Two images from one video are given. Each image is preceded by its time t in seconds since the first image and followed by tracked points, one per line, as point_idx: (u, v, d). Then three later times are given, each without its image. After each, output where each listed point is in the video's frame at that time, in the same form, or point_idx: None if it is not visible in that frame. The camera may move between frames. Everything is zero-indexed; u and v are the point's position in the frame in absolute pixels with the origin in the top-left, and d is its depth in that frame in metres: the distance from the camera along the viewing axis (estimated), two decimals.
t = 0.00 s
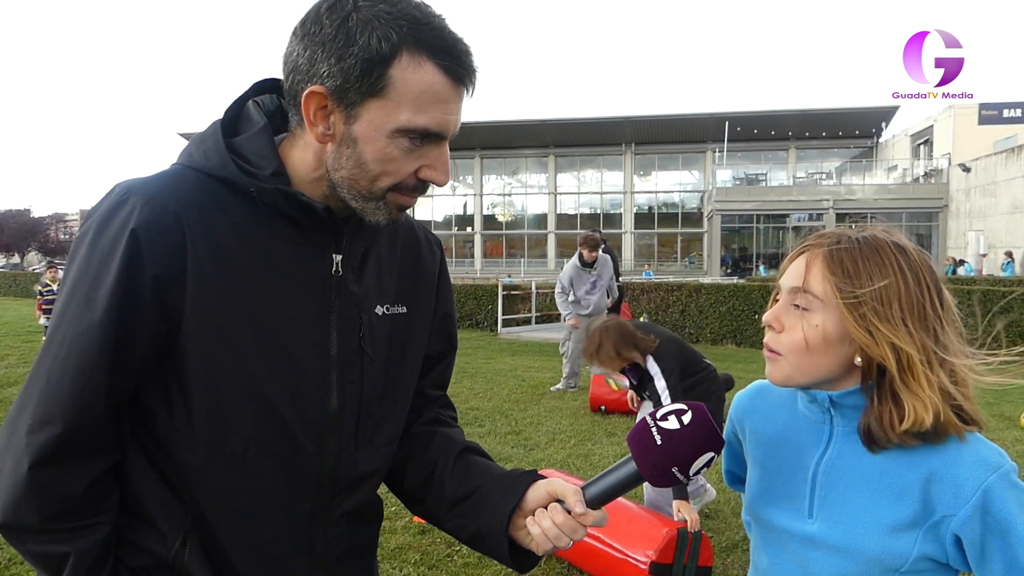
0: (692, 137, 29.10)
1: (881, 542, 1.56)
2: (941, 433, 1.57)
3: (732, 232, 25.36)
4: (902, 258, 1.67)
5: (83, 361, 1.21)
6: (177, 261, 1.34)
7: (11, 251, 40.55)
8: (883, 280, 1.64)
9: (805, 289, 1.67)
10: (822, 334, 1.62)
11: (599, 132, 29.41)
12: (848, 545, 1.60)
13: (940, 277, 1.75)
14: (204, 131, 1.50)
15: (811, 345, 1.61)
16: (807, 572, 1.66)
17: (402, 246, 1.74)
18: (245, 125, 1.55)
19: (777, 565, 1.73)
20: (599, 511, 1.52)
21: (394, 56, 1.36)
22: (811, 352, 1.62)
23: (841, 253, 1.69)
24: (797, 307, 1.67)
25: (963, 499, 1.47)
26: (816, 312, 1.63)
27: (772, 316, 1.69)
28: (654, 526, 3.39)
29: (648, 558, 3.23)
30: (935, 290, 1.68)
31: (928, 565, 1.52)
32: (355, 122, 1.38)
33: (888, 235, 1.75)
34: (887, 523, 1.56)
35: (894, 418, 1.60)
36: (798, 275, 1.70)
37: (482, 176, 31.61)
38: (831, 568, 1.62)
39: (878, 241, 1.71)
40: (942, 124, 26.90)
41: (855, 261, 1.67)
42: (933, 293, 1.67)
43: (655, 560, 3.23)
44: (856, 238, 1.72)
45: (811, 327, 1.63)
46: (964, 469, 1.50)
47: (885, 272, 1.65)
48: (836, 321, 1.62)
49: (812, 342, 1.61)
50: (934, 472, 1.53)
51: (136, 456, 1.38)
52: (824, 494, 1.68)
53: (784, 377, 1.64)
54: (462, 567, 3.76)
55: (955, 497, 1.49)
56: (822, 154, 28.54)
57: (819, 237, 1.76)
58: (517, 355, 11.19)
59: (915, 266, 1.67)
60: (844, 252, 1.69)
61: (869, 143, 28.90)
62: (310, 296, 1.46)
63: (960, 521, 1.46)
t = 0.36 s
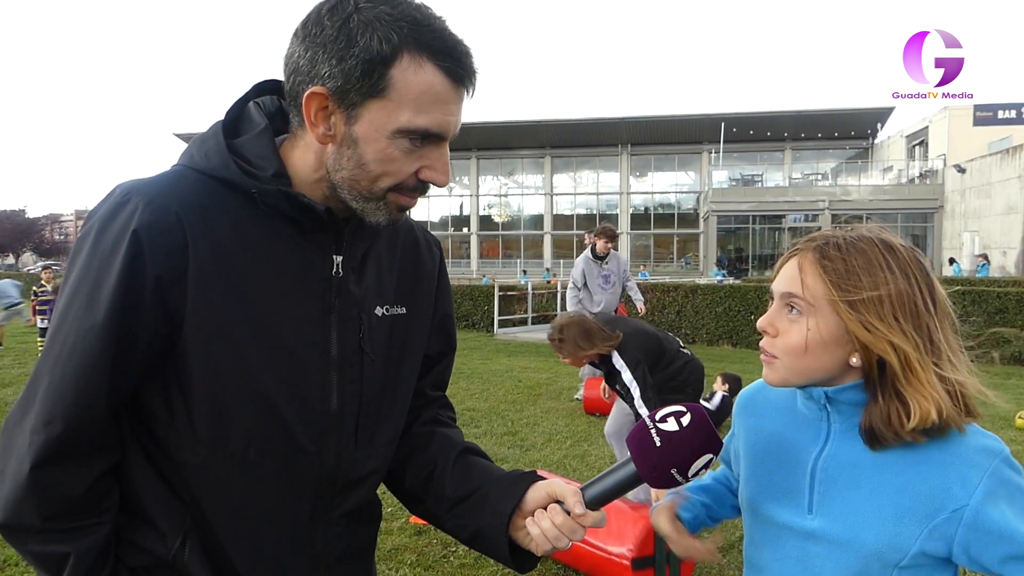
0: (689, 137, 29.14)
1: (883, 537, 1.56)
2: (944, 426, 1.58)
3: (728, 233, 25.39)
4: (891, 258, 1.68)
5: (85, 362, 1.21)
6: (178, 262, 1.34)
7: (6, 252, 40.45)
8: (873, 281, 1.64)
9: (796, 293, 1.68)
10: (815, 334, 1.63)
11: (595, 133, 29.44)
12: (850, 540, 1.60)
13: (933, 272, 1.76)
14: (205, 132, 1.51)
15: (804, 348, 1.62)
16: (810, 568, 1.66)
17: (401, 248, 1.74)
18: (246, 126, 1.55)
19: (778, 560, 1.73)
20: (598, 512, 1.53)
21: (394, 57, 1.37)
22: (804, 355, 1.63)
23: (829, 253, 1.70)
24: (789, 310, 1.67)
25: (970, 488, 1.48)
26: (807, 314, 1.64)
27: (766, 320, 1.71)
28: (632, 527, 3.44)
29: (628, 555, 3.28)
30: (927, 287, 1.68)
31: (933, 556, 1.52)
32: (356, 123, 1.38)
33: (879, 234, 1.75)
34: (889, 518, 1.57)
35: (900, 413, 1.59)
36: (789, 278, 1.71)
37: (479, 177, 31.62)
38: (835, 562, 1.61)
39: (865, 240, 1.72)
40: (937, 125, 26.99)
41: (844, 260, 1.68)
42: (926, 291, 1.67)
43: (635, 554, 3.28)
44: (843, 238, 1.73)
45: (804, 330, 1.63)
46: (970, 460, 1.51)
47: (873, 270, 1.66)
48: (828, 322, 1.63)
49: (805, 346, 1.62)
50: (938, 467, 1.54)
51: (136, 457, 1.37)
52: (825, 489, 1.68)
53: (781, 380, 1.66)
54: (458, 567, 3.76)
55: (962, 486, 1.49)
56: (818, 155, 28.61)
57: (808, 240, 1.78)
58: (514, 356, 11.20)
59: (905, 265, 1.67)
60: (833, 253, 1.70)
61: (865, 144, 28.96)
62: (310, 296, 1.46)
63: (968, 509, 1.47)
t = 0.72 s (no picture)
0: (686, 138, 29.16)
1: (875, 539, 1.57)
2: (941, 427, 1.57)
3: (725, 233, 25.41)
4: (887, 259, 1.69)
5: (84, 364, 1.21)
6: (179, 262, 1.34)
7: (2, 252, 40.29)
8: (871, 282, 1.65)
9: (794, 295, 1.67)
10: (813, 338, 1.62)
11: (593, 133, 29.45)
12: (841, 542, 1.61)
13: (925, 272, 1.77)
14: (205, 132, 1.50)
15: (805, 351, 1.62)
16: (805, 569, 1.66)
17: (400, 248, 1.74)
18: (246, 126, 1.54)
19: (773, 562, 1.74)
20: (598, 510, 1.53)
21: (396, 57, 1.37)
22: (805, 358, 1.63)
23: (828, 255, 1.70)
24: (788, 312, 1.67)
25: (957, 493, 1.49)
26: (806, 316, 1.64)
27: (763, 324, 1.70)
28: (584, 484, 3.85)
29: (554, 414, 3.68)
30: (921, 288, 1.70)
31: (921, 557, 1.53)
32: (357, 122, 1.38)
33: (872, 234, 1.76)
34: (880, 520, 1.57)
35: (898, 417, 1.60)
36: (785, 281, 1.71)
37: (476, 177, 31.60)
38: (828, 565, 1.62)
39: (859, 241, 1.72)
40: (934, 125, 27.05)
41: (840, 262, 1.68)
42: (920, 291, 1.69)
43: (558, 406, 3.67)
44: (838, 240, 1.73)
45: (804, 332, 1.63)
46: (959, 464, 1.51)
47: (869, 271, 1.67)
48: (827, 326, 1.63)
49: (805, 348, 1.62)
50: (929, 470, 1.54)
51: (137, 458, 1.37)
52: (820, 491, 1.69)
53: (781, 384, 1.65)
54: (456, 567, 3.76)
55: (950, 491, 1.50)
56: (815, 156, 28.65)
57: (802, 242, 1.78)
58: (511, 356, 11.20)
59: (900, 266, 1.69)
60: (830, 254, 1.70)
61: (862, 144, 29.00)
62: (310, 296, 1.46)
63: (954, 513, 1.47)
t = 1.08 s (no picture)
0: (684, 138, 29.19)
1: (864, 545, 1.57)
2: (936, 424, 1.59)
3: (723, 233, 25.42)
4: (879, 260, 1.70)
5: (82, 365, 1.21)
6: (179, 263, 1.33)
7: None
8: (864, 283, 1.66)
9: (787, 295, 1.68)
10: (808, 336, 1.63)
11: (591, 133, 29.46)
12: (830, 546, 1.61)
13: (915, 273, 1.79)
14: (205, 133, 1.50)
15: (800, 349, 1.62)
16: (793, 571, 1.67)
17: (399, 248, 1.74)
18: (246, 127, 1.54)
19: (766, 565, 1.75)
20: (598, 511, 1.52)
21: (396, 56, 1.37)
22: (799, 356, 1.62)
23: (821, 255, 1.71)
24: (781, 311, 1.67)
25: (944, 502, 1.48)
26: (800, 315, 1.65)
27: (756, 322, 1.70)
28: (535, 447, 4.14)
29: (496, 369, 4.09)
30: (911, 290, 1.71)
31: (910, 565, 1.52)
32: (357, 121, 1.38)
33: (864, 236, 1.77)
34: (869, 525, 1.57)
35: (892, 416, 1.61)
36: (778, 279, 1.71)
37: (474, 177, 31.58)
38: (815, 569, 1.62)
39: (851, 241, 1.74)
40: (931, 126, 27.08)
41: (833, 262, 1.69)
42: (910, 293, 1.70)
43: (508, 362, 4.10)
44: (830, 239, 1.74)
45: (797, 331, 1.63)
46: (942, 474, 1.50)
47: (863, 270, 1.68)
48: (820, 325, 1.63)
49: (799, 348, 1.62)
50: (913, 476, 1.54)
51: (136, 458, 1.37)
52: (807, 495, 1.69)
53: (775, 381, 1.65)
54: (455, 568, 3.76)
55: (934, 501, 1.49)
56: (813, 156, 28.67)
57: (794, 242, 1.79)
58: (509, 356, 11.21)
59: (893, 267, 1.70)
60: (823, 254, 1.70)
61: (859, 144, 29.04)
62: (308, 297, 1.46)
63: (940, 524, 1.47)
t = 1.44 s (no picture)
0: (682, 139, 29.22)
1: (860, 547, 1.57)
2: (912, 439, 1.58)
3: (721, 233, 25.41)
4: (873, 268, 1.69)
5: (89, 366, 1.21)
6: (185, 265, 1.33)
7: None
8: (854, 291, 1.66)
9: (775, 298, 1.69)
10: (792, 343, 1.65)
11: (589, 133, 29.46)
12: (825, 549, 1.61)
13: (913, 283, 1.79)
14: (212, 135, 1.50)
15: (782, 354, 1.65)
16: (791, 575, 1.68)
17: (404, 254, 1.74)
18: (252, 129, 1.53)
19: (764, 568, 1.76)
20: (588, 500, 1.56)
21: (403, 57, 1.37)
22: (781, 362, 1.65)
23: (814, 260, 1.71)
24: (769, 314, 1.70)
25: (936, 506, 1.49)
26: (786, 319, 1.67)
27: (744, 323, 1.72)
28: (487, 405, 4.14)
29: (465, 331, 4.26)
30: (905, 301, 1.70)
31: (907, 565, 1.53)
32: (365, 123, 1.38)
33: (862, 244, 1.76)
34: (865, 527, 1.58)
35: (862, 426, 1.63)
36: (769, 283, 1.72)
37: (472, 177, 31.54)
38: (810, 571, 1.63)
39: (850, 249, 1.73)
40: (929, 126, 27.13)
41: (825, 268, 1.69)
42: (903, 305, 1.69)
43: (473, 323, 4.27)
44: (829, 245, 1.74)
45: (780, 336, 1.66)
46: (936, 477, 1.51)
47: (855, 281, 1.67)
48: (804, 331, 1.65)
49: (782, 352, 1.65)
50: (907, 478, 1.55)
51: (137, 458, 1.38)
52: (804, 500, 1.69)
53: (756, 385, 1.68)
54: (453, 568, 3.76)
55: (928, 504, 1.50)
56: (810, 156, 28.71)
57: (793, 243, 1.78)
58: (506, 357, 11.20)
59: (887, 277, 1.69)
60: (816, 259, 1.71)
61: (857, 145, 29.09)
62: (312, 300, 1.46)
63: (932, 526, 1.48)
